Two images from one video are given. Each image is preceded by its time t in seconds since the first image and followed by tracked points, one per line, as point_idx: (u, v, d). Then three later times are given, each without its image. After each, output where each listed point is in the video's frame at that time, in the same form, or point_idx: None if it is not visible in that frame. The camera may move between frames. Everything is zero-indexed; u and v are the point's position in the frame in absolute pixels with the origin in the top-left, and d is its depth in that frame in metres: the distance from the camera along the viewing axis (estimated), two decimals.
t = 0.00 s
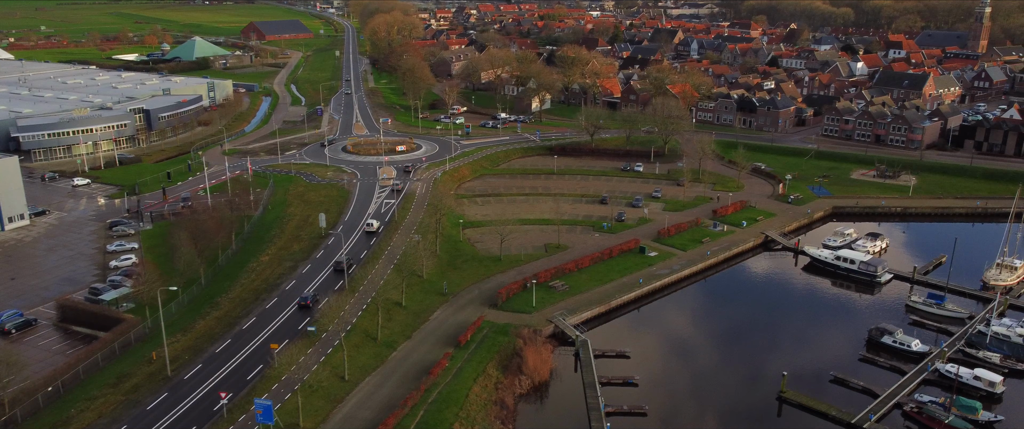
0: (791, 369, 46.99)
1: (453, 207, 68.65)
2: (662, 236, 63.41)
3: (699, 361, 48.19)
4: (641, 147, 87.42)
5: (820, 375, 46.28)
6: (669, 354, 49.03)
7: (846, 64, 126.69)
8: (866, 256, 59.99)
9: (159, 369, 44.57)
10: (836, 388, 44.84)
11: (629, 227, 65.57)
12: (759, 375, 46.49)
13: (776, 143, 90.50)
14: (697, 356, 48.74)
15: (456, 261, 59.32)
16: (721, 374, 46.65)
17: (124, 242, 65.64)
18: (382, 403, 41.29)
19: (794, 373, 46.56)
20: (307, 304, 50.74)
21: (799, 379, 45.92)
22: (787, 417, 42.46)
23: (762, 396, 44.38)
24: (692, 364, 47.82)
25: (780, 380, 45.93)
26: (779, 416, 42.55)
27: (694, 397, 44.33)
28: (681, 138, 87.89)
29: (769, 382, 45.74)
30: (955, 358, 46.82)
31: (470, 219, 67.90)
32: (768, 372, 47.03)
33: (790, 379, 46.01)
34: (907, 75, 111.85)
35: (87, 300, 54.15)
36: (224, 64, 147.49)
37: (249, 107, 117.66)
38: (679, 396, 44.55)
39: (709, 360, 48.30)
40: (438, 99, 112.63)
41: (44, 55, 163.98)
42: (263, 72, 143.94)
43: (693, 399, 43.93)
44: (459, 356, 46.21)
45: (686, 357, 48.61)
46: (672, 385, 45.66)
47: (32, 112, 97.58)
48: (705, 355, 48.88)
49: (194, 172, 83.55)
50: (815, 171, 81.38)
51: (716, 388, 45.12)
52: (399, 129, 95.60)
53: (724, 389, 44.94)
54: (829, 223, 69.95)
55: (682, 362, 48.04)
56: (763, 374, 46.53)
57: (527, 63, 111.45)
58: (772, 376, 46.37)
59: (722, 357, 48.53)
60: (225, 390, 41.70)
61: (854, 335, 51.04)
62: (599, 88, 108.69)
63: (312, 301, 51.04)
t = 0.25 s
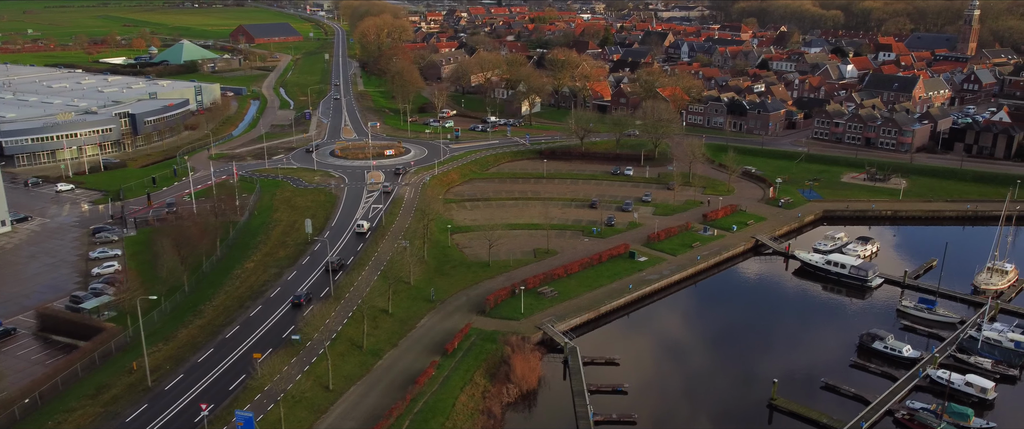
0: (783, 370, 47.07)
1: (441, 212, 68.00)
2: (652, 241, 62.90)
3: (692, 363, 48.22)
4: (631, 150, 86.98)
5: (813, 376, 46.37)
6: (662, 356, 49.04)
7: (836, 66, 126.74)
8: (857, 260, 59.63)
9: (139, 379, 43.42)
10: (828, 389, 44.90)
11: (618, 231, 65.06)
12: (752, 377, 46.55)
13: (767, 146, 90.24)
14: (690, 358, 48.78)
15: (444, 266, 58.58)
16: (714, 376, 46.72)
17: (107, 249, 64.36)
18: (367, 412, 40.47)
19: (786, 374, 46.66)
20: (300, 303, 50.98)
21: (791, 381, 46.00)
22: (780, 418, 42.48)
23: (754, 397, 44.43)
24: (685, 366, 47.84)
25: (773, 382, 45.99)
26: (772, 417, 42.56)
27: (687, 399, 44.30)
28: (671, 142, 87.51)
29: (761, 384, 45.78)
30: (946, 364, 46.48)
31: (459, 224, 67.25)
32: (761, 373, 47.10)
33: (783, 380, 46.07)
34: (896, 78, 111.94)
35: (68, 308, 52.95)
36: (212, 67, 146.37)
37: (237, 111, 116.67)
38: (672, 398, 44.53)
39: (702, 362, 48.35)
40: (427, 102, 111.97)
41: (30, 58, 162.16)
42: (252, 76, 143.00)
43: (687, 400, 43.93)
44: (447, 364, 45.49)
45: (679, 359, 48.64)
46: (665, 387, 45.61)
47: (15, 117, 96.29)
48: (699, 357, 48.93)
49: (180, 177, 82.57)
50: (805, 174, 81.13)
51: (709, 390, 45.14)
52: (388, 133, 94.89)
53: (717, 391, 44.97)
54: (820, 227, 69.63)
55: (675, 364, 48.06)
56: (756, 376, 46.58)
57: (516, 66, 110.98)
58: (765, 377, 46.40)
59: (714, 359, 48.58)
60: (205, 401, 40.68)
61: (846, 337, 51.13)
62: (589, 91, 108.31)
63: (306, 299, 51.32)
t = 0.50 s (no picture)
0: (776, 373, 47.04)
1: (430, 217, 67.27)
2: (642, 246, 62.30)
3: (685, 366, 48.14)
4: (622, 154, 86.42)
5: (805, 379, 46.37)
6: (655, 359, 48.96)
7: (826, 69, 126.76)
8: (848, 265, 59.15)
9: (118, 391, 42.22)
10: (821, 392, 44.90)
11: (608, 236, 64.46)
12: (745, 379, 46.50)
13: (758, 150, 89.86)
14: (683, 360, 48.75)
15: (432, 273, 57.74)
16: (707, 378, 46.70)
17: (89, 255, 63.01)
18: (351, 423, 39.56)
19: (779, 377, 46.65)
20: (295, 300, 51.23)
21: (783, 384, 45.96)
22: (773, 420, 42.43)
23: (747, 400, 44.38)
24: (679, 368, 47.77)
25: (766, 384, 45.95)
26: (765, 420, 42.47)
27: (680, 402, 44.19)
28: (662, 146, 86.99)
29: (754, 387, 45.74)
30: (939, 370, 45.95)
31: (447, 229, 66.49)
32: (754, 375, 47.07)
33: (776, 383, 46.03)
34: (887, 81, 111.87)
35: (47, 317, 51.57)
36: (200, 70, 145.19)
37: (225, 114, 115.62)
38: (665, 400, 44.45)
39: (695, 364, 48.31)
40: (417, 106, 111.20)
41: (16, 61, 160.43)
42: (240, 79, 141.96)
43: (680, 403, 43.85)
44: (433, 373, 44.61)
45: (672, 362, 48.60)
46: (658, 390, 45.49)
47: None
48: (691, 359, 48.87)
49: (165, 182, 81.46)
50: (796, 177, 80.75)
51: (702, 393, 45.06)
52: (377, 137, 94.06)
53: (710, 393, 44.95)
54: (811, 232, 69.19)
55: (669, 367, 48.00)
56: (748, 379, 46.54)
57: (507, 69, 110.38)
58: (758, 380, 46.36)
59: (707, 362, 48.53)
60: (185, 414, 39.57)
61: (838, 339, 51.12)
62: (580, 94, 107.81)
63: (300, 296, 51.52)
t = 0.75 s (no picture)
0: (772, 375, 46.95)
1: (421, 221, 66.63)
2: (635, 251, 61.75)
3: (681, 367, 48.05)
4: (615, 158, 85.93)
5: (801, 381, 46.30)
6: (651, 361, 48.89)
7: (820, 72, 126.52)
8: (842, 270, 58.68)
9: (100, 401, 41.33)
10: (816, 394, 44.82)
11: (601, 241, 63.92)
12: (741, 381, 46.42)
13: (751, 153, 89.51)
14: (678, 362, 48.63)
15: (422, 279, 57.05)
16: (703, 380, 46.58)
17: (75, 262, 61.97)
18: None
19: (774, 378, 46.56)
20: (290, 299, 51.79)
21: (779, 385, 45.86)
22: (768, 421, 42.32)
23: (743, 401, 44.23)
24: (674, 370, 47.66)
25: (761, 386, 45.85)
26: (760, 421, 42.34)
27: (675, 404, 44.02)
28: (655, 149, 86.53)
29: (750, 388, 45.62)
30: (935, 377, 45.43)
31: (438, 234, 65.84)
32: (749, 377, 46.97)
33: (771, 385, 45.94)
34: (881, 83, 111.64)
35: (30, 325, 50.59)
36: (192, 74, 144.38)
37: (216, 118, 114.78)
38: (661, 402, 44.31)
39: (691, 366, 48.23)
40: (409, 109, 110.56)
41: (6, 65, 159.22)
42: (233, 82, 141.15)
43: (676, 405, 43.69)
44: (422, 382, 43.81)
45: (668, 364, 48.48)
46: (654, 392, 45.31)
47: None
48: (687, 361, 48.79)
49: (154, 187, 80.61)
50: (790, 181, 80.36)
51: (698, 395, 44.92)
52: (369, 141, 93.36)
53: (706, 395, 44.84)
54: (805, 236, 68.78)
55: (664, 369, 47.88)
56: (744, 380, 46.46)
57: (500, 72, 109.85)
58: (754, 381, 46.26)
59: (703, 364, 48.47)
60: (168, 425, 38.73)
61: (833, 341, 51.09)
62: (573, 97, 107.37)
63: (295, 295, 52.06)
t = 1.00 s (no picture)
0: (766, 378, 46.78)
1: (411, 226, 65.88)
2: (627, 256, 61.11)
3: (675, 370, 47.85)
4: (607, 162, 85.34)
5: (795, 383, 46.14)
6: (646, 364, 48.69)
7: (813, 75, 126.27)
8: (836, 275, 58.12)
9: (79, 413, 40.35)
10: (811, 396, 44.64)
11: (593, 246, 63.26)
12: (736, 383, 46.24)
13: (744, 157, 89.07)
14: (674, 365, 48.44)
15: (412, 286, 56.27)
16: (698, 382, 46.38)
17: (58, 269, 60.84)
18: None
19: (769, 381, 46.37)
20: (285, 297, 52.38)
21: (774, 388, 45.67)
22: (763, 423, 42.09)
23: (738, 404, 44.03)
24: (669, 373, 47.45)
25: (755, 388, 45.65)
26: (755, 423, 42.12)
27: (670, 407, 43.76)
28: (648, 153, 85.95)
29: (745, 390, 45.44)
30: (930, 384, 44.85)
31: (428, 240, 65.10)
32: (744, 379, 46.79)
33: (766, 387, 45.76)
34: (874, 86, 111.38)
35: (10, 335, 49.52)
36: (183, 77, 143.42)
37: (206, 122, 113.85)
38: (656, 405, 44.08)
39: (685, 368, 48.04)
40: (401, 112, 109.81)
41: None
42: (224, 86, 140.26)
43: (670, 408, 43.45)
44: (409, 392, 42.91)
45: (663, 366, 48.27)
46: (648, 395, 45.05)
47: None
48: (682, 363, 48.60)
49: (142, 192, 79.68)
50: (783, 185, 79.89)
51: (692, 397, 44.70)
52: (359, 145, 92.53)
53: (701, 397, 44.65)
54: (798, 240, 68.26)
55: (659, 371, 47.67)
56: (739, 382, 46.25)
57: (492, 75, 109.27)
58: (748, 384, 46.05)
59: (697, 366, 48.28)
60: None
61: (827, 344, 50.96)
62: (566, 100, 106.84)
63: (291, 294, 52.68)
